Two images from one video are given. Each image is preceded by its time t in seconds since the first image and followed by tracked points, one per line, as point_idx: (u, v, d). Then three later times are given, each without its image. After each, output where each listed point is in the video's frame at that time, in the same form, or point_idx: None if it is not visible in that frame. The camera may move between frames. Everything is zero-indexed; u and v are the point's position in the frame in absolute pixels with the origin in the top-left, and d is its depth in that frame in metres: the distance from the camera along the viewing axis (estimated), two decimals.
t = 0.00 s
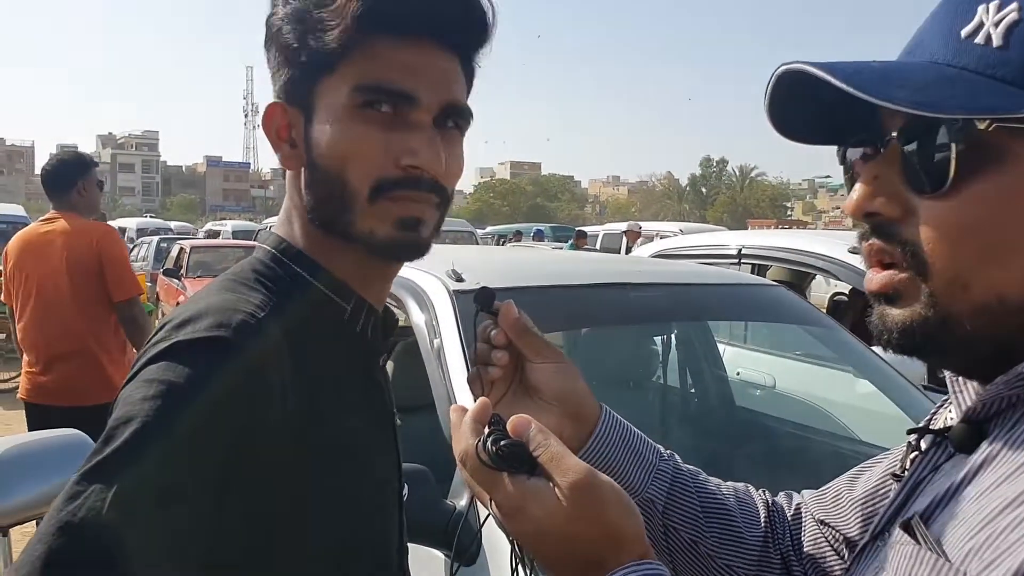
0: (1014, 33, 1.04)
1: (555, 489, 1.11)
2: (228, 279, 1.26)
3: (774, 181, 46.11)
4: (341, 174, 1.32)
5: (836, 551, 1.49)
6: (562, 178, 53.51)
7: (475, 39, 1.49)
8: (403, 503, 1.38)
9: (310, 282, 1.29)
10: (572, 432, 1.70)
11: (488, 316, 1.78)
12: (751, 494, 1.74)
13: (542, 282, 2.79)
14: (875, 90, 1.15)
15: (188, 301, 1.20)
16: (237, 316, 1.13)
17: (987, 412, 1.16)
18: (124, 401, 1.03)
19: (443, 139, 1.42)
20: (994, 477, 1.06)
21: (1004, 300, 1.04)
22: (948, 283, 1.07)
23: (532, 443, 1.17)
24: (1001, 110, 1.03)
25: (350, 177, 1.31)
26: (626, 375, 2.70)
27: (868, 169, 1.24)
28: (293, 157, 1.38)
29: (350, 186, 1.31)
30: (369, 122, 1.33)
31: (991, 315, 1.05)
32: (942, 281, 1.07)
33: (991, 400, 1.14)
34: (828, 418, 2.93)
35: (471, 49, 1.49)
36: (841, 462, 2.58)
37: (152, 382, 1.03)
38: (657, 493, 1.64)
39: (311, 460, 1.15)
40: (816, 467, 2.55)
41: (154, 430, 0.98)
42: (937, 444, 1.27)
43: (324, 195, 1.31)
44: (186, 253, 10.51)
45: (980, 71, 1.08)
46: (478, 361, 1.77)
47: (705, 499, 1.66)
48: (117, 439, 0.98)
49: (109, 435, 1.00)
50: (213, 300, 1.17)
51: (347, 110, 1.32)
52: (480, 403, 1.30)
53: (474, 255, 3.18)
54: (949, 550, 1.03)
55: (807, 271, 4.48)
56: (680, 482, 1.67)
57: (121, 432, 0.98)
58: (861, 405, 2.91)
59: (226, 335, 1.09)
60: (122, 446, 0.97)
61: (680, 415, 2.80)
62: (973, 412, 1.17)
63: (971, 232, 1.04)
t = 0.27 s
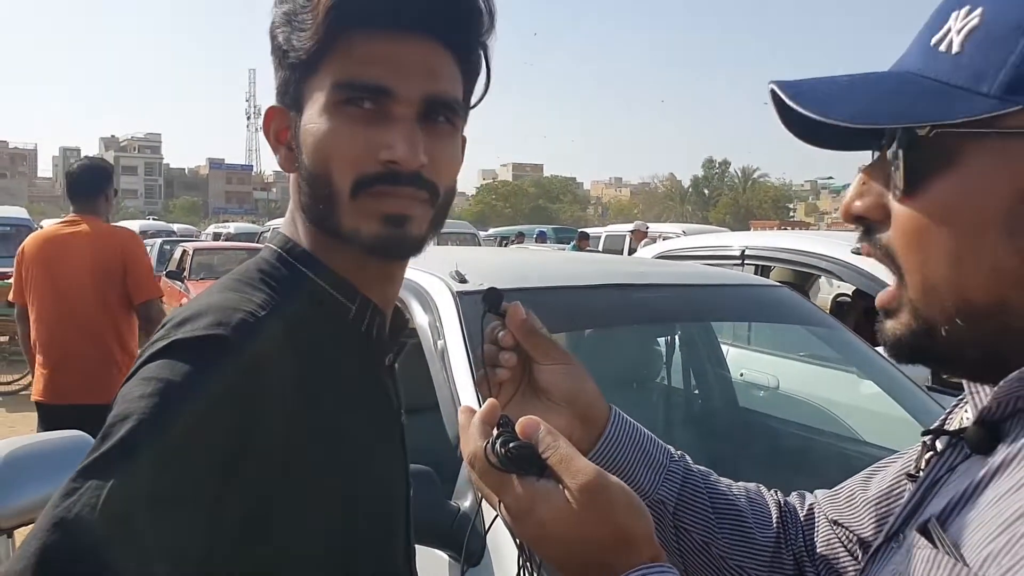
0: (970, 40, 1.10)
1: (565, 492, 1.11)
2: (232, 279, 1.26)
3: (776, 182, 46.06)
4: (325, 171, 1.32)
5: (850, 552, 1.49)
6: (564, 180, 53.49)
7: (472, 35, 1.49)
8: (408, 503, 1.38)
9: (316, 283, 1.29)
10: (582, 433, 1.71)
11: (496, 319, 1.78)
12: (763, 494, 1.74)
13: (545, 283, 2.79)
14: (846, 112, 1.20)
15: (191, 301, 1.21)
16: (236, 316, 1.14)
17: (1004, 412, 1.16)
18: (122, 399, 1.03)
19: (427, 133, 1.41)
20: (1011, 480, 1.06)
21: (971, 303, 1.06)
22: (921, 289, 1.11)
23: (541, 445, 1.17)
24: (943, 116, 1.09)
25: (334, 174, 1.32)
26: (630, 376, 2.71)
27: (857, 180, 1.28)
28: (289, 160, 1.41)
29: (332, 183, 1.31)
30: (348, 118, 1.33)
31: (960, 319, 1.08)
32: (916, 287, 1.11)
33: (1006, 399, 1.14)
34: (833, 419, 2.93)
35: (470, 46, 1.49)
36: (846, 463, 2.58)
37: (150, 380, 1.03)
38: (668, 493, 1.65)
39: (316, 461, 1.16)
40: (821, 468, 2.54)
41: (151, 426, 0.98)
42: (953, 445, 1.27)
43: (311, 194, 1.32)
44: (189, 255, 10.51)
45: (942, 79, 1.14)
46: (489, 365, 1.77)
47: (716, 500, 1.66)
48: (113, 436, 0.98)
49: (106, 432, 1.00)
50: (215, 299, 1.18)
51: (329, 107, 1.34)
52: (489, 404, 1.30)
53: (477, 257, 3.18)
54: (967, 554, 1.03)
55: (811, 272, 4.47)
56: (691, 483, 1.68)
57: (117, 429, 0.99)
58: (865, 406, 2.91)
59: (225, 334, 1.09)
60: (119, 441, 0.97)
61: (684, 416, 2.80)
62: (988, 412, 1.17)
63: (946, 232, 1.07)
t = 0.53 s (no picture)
0: (945, 53, 1.15)
1: (568, 495, 1.11)
2: (232, 281, 1.26)
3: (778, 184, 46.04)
4: (322, 173, 1.32)
5: (860, 556, 1.49)
6: (566, 182, 53.51)
7: (470, 34, 1.49)
8: (410, 504, 1.37)
9: (317, 286, 1.29)
10: (589, 436, 1.70)
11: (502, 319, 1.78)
12: (771, 496, 1.73)
13: (546, 285, 2.79)
14: (834, 134, 1.28)
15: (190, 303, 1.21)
16: (232, 317, 1.14)
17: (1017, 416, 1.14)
18: (116, 400, 1.02)
19: (424, 131, 1.40)
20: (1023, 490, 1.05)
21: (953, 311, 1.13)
22: (913, 299, 1.19)
23: (543, 449, 1.16)
24: (912, 132, 1.16)
25: (331, 177, 1.32)
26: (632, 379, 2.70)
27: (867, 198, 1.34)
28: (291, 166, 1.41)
29: (329, 186, 1.31)
30: (343, 120, 1.33)
31: (947, 325, 1.15)
32: (907, 297, 1.20)
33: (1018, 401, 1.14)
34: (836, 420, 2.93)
35: (468, 46, 1.49)
36: (847, 466, 2.57)
37: (144, 380, 1.03)
38: (676, 497, 1.65)
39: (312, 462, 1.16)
40: (822, 470, 2.54)
41: (142, 427, 0.97)
42: (964, 448, 1.25)
43: (311, 197, 1.33)
44: (192, 258, 10.54)
45: (919, 93, 1.19)
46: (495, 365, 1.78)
47: (724, 502, 1.66)
48: (104, 436, 0.98)
49: (98, 433, 1.00)
50: (213, 301, 1.18)
51: (323, 110, 1.34)
52: (493, 407, 1.30)
53: (479, 260, 3.18)
54: (978, 566, 1.02)
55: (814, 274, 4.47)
56: (699, 485, 1.67)
57: (107, 430, 0.98)
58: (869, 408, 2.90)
59: (219, 335, 1.09)
60: (110, 442, 0.96)
61: (687, 419, 2.80)
62: (999, 417, 1.16)
63: (934, 242, 1.15)
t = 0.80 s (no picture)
0: (914, 79, 1.19)
1: (569, 501, 1.10)
2: (231, 283, 1.26)
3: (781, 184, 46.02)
4: (323, 174, 1.32)
5: (868, 558, 1.47)
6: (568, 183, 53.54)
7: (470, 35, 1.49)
8: (410, 505, 1.37)
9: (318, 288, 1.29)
10: (591, 446, 1.70)
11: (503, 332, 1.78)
12: (779, 500, 1.73)
13: (546, 286, 2.80)
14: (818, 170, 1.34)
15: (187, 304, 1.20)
16: (231, 318, 1.14)
17: None
18: (113, 400, 1.02)
19: (426, 132, 1.40)
20: None
21: (950, 333, 1.18)
22: (915, 319, 1.23)
23: (547, 455, 1.17)
24: (887, 163, 1.22)
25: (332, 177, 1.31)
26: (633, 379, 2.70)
27: (863, 212, 1.37)
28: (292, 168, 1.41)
29: (330, 186, 1.31)
30: (344, 121, 1.33)
31: (946, 346, 1.19)
32: (909, 317, 1.24)
33: None
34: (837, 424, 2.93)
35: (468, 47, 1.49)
36: (846, 467, 2.57)
37: (142, 380, 1.02)
38: (681, 504, 1.65)
39: (311, 460, 1.16)
40: (822, 471, 2.53)
41: (142, 426, 0.97)
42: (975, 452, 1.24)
43: (312, 199, 1.32)
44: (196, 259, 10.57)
45: (892, 121, 1.24)
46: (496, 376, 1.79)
47: (730, 507, 1.66)
48: (100, 437, 0.97)
49: (94, 433, 0.99)
50: (212, 302, 1.18)
51: (324, 111, 1.34)
52: (496, 413, 1.31)
53: (480, 261, 3.19)
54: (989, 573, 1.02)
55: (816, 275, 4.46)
56: (705, 492, 1.68)
57: (103, 432, 0.97)
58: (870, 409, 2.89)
59: (218, 335, 1.09)
60: (107, 442, 0.96)
61: (688, 420, 2.79)
62: (1010, 422, 1.14)
63: (925, 266, 1.19)
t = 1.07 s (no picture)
0: (961, 47, 1.10)
1: (575, 510, 1.10)
2: (241, 282, 1.27)
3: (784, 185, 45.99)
4: (337, 175, 1.32)
5: (878, 559, 1.47)
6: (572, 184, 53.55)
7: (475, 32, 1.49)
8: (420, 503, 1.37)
9: (327, 286, 1.29)
10: (597, 442, 1.69)
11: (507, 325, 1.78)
12: (787, 498, 1.73)
13: (549, 286, 2.79)
14: (852, 135, 1.21)
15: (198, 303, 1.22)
16: (246, 317, 1.15)
17: None
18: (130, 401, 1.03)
19: (438, 133, 1.41)
20: None
21: (976, 318, 1.07)
22: (937, 302, 1.12)
23: (553, 463, 1.16)
24: (925, 132, 1.10)
25: (345, 178, 1.32)
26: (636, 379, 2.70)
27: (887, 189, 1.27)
28: (299, 168, 1.40)
29: (344, 187, 1.31)
30: (359, 122, 1.33)
31: (971, 333, 1.08)
32: (930, 300, 1.14)
33: None
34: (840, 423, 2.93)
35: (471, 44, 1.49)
36: (849, 467, 2.56)
37: (161, 380, 1.03)
38: (687, 501, 1.65)
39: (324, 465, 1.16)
40: (826, 471, 2.53)
41: (158, 428, 0.98)
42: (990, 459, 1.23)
43: (324, 200, 1.32)
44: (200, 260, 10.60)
45: (932, 90, 1.14)
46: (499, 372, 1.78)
47: (737, 505, 1.66)
48: (120, 438, 0.99)
49: (114, 433, 1.01)
50: (224, 301, 1.19)
51: (336, 113, 1.34)
52: (498, 419, 1.29)
53: (483, 261, 3.19)
54: None
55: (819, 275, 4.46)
56: (711, 490, 1.68)
57: (123, 434, 0.99)
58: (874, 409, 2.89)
59: (234, 335, 1.10)
60: (127, 444, 0.98)
61: (692, 420, 2.79)
62: None
63: (954, 243, 1.08)
